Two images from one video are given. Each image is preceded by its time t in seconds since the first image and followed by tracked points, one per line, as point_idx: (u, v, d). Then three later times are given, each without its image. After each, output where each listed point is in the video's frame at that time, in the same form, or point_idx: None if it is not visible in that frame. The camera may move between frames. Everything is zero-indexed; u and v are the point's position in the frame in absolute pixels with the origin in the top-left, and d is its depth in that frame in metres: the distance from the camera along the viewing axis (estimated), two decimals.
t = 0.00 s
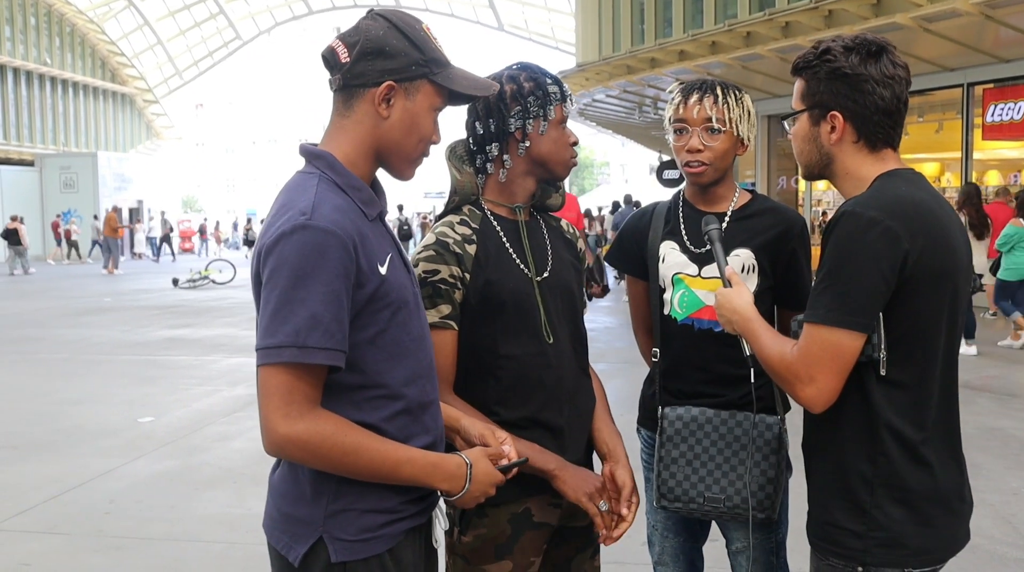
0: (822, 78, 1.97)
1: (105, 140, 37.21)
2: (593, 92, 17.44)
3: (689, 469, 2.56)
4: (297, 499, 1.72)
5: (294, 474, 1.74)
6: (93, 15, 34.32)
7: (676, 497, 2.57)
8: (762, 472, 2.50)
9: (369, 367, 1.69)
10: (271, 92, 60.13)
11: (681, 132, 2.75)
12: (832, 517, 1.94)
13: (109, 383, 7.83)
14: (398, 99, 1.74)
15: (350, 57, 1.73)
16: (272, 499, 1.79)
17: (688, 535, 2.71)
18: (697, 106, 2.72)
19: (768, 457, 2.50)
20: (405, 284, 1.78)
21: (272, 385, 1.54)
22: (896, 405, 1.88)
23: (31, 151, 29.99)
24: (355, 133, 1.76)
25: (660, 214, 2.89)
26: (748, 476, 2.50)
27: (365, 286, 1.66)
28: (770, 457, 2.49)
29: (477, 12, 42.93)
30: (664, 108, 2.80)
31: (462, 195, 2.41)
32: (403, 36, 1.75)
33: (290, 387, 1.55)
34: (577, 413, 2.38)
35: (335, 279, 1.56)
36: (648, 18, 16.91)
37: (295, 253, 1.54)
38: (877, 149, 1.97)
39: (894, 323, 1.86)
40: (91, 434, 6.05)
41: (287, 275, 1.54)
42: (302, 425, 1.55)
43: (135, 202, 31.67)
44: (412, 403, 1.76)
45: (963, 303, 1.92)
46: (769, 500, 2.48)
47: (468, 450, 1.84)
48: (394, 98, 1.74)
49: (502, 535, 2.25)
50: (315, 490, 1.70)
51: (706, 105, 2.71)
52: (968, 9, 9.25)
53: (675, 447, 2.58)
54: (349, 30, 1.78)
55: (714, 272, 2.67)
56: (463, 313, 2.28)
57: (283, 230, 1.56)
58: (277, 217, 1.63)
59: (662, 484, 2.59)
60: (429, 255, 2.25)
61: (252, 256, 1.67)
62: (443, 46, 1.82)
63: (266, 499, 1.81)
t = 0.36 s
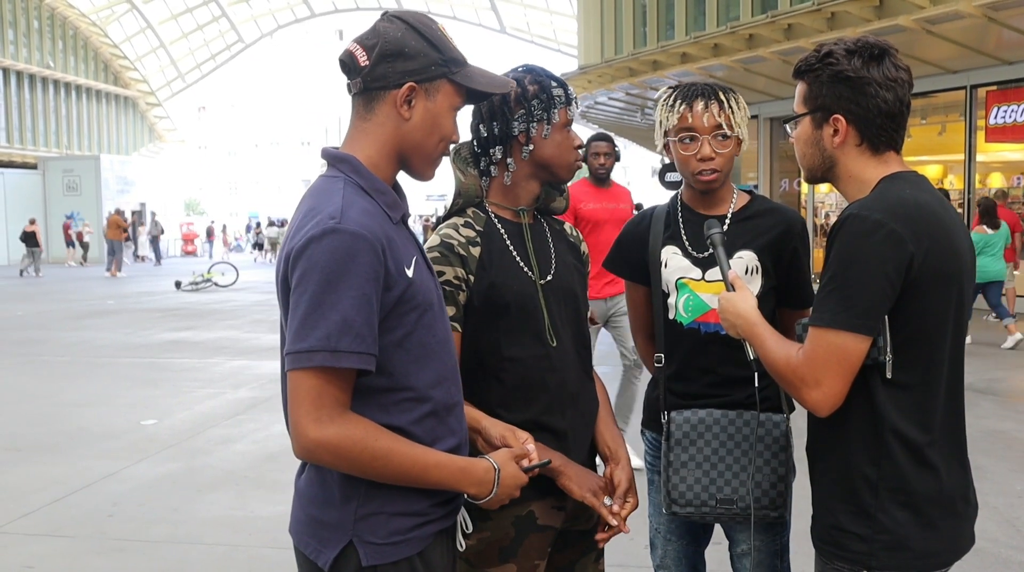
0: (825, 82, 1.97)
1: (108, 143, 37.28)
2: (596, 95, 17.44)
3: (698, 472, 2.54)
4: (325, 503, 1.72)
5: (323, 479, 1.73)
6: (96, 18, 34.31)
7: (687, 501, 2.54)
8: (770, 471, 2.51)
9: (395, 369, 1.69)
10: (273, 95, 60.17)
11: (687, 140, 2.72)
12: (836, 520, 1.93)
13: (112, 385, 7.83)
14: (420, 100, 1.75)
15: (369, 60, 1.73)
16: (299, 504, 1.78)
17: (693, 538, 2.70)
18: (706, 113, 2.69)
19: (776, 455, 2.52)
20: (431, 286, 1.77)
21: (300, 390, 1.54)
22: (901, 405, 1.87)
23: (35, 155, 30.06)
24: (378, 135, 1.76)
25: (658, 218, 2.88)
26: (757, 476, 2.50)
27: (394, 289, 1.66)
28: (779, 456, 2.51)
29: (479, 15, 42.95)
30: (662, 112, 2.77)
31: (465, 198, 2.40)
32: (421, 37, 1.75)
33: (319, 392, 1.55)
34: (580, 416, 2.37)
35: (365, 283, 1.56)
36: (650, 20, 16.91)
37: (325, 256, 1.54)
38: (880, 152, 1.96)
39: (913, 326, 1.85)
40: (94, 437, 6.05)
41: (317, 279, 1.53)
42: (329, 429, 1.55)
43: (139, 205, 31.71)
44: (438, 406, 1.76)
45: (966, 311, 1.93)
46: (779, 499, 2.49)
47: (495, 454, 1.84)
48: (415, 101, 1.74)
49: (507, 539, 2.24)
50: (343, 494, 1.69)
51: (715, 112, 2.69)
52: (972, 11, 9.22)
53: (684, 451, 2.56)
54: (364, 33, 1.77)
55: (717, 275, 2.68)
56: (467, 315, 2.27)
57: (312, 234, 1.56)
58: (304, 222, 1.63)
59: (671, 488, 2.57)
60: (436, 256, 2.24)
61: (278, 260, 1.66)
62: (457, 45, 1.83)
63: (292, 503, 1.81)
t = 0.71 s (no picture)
0: (828, 87, 1.97)
1: (109, 145, 37.28)
2: (596, 99, 17.46)
3: (696, 477, 2.54)
4: (343, 508, 1.71)
5: (339, 485, 1.73)
6: (97, 20, 34.34)
7: (685, 505, 2.54)
8: (769, 472, 2.50)
9: (412, 374, 1.69)
10: (274, 97, 60.32)
11: (680, 143, 2.72)
12: (838, 525, 1.93)
13: (112, 387, 7.83)
14: (438, 105, 1.75)
15: (387, 66, 1.73)
16: (315, 509, 1.78)
17: (692, 540, 2.70)
18: (698, 116, 2.70)
19: (774, 456, 2.50)
20: (447, 291, 1.78)
21: (318, 393, 1.54)
22: (900, 408, 1.87)
23: (35, 156, 30.07)
24: (395, 140, 1.77)
25: (650, 224, 2.87)
26: (756, 478, 2.50)
27: (412, 294, 1.66)
28: (777, 457, 2.50)
29: (480, 18, 42.96)
30: (651, 116, 2.77)
31: (468, 200, 2.41)
32: (438, 41, 1.75)
33: (337, 395, 1.54)
34: (583, 420, 2.37)
35: (385, 288, 1.56)
36: (651, 24, 16.93)
37: (345, 259, 1.54)
38: (882, 157, 1.96)
39: (925, 333, 1.85)
40: (94, 438, 6.05)
41: (337, 283, 1.53)
42: (347, 433, 1.55)
43: (139, 206, 31.72)
44: (455, 410, 1.75)
45: (969, 316, 1.93)
46: (778, 501, 2.49)
47: (512, 455, 1.86)
48: (433, 106, 1.75)
49: (509, 543, 2.24)
50: (361, 499, 1.69)
51: (706, 116, 2.70)
52: (973, 16, 9.24)
53: (682, 456, 2.55)
54: (381, 37, 1.77)
55: (713, 279, 2.69)
56: (469, 317, 2.27)
57: (332, 237, 1.56)
58: (323, 225, 1.63)
59: (670, 493, 2.56)
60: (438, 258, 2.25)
61: (296, 264, 1.66)
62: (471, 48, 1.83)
63: (307, 509, 1.80)
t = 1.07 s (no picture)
0: (832, 90, 1.96)
1: (108, 145, 37.27)
2: (597, 102, 17.47)
3: (692, 481, 2.53)
4: (339, 507, 1.71)
5: (336, 483, 1.72)
6: (97, 20, 34.34)
7: (682, 510, 2.53)
8: (764, 478, 2.49)
9: (411, 373, 1.68)
10: (274, 98, 60.34)
11: (679, 146, 2.71)
12: (838, 530, 1.92)
13: (111, 387, 7.83)
14: (437, 109, 1.74)
15: (393, 66, 1.74)
16: (313, 508, 1.77)
17: (690, 544, 2.69)
18: (698, 120, 2.69)
19: (769, 461, 2.50)
20: (446, 291, 1.77)
21: (317, 391, 1.53)
22: (903, 414, 1.86)
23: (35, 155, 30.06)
24: (394, 141, 1.77)
25: (649, 228, 2.87)
26: (754, 482, 2.49)
27: (410, 293, 1.65)
28: (772, 462, 2.49)
29: (481, 20, 42.96)
30: (651, 119, 2.76)
31: (472, 203, 2.41)
32: (447, 47, 1.74)
33: (337, 393, 1.54)
34: (586, 423, 2.36)
35: (383, 287, 1.55)
36: (652, 28, 16.94)
37: (343, 258, 1.53)
38: (886, 162, 1.96)
39: (929, 337, 1.85)
40: (93, 438, 6.04)
41: (335, 282, 1.53)
42: (345, 431, 1.54)
43: (138, 207, 31.71)
44: (453, 410, 1.74)
45: (970, 320, 1.92)
46: (775, 505, 2.48)
47: (511, 454, 1.84)
48: (433, 109, 1.74)
49: (510, 545, 2.24)
50: (356, 497, 1.68)
51: (706, 120, 2.69)
52: (973, 22, 9.23)
53: (677, 460, 2.55)
54: (395, 39, 1.79)
55: (713, 286, 2.68)
56: (472, 320, 2.27)
57: (331, 236, 1.55)
58: (321, 225, 1.62)
59: (667, 498, 2.55)
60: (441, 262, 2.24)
61: (294, 263, 1.66)
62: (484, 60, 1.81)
63: (305, 507, 1.80)
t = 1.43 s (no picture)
0: (839, 90, 1.95)
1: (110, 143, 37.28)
2: (599, 101, 17.46)
3: (693, 482, 2.52)
4: (317, 501, 1.70)
5: (316, 476, 1.72)
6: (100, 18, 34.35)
7: (683, 511, 2.53)
8: (766, 479, 2.48)
9: (392, 369, 1.67)
10: (276, 97, 60.35)
11: (683, 146, 2.70)
12: (840, 531, 1.91)
13: (111, 385, 7.82)
14: (429, 117, 1.73)
15: (402, 65, 1.76)
16: (293, 502, 1.77)
17: (691, 545, 2.68)
18: (700, 119, 2.68)
19: (771, 463, 2.49)
20: (432, 288, 1.76)
21: (298, 384, 1.53)
22: (908, 417, 1.85)
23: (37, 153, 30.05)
24: (383, 139, 1.77)
25: (654, 226, 2.85)
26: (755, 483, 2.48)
27: (393, 288, 1.64)
28: (774, 464, 2.49)
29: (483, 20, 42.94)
30: (655, 119, 2.76)
31: (478, 202, 2.41)
32: (457, 59, 1.75)
33: (317, 386, 1.53)
34: (589, 422, 2.35)
35: (364, 280, 1.55)
36: (654, 27, 16.92)
37: (324, 252, 1.53)
38: (891, 162, 1.95)
39: (933, 338, 1.83)
40: (93, 436, 6.03)
41: (316, 275, 1.52)
42: (326, 425, 1.53)
43: (140, 205, 31.70)
44: (434, 407, 1.73)
45: (973, 323, 1.91)
46: (776, 507, 2.46)
47: (492, 448, 1.82)
48: (424, 115, 1.73)
49: (511, 544, 2.23)
50: (334, 490, 1.68)
51: (709, 124, 2.67)
52: (977, 23, 9.22)
53: (677, 461, 2.54)
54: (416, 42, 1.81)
55: (716, 286, 2.67)
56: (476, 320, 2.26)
57: (312, 229, 1.55)
58: (304, 218, 1.62)
59: (667, 499, 2.55)
60: (445, 260, 2.23)
61: (279, 256, 1.66)
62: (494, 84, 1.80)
63: (286, 501, 1.79)
